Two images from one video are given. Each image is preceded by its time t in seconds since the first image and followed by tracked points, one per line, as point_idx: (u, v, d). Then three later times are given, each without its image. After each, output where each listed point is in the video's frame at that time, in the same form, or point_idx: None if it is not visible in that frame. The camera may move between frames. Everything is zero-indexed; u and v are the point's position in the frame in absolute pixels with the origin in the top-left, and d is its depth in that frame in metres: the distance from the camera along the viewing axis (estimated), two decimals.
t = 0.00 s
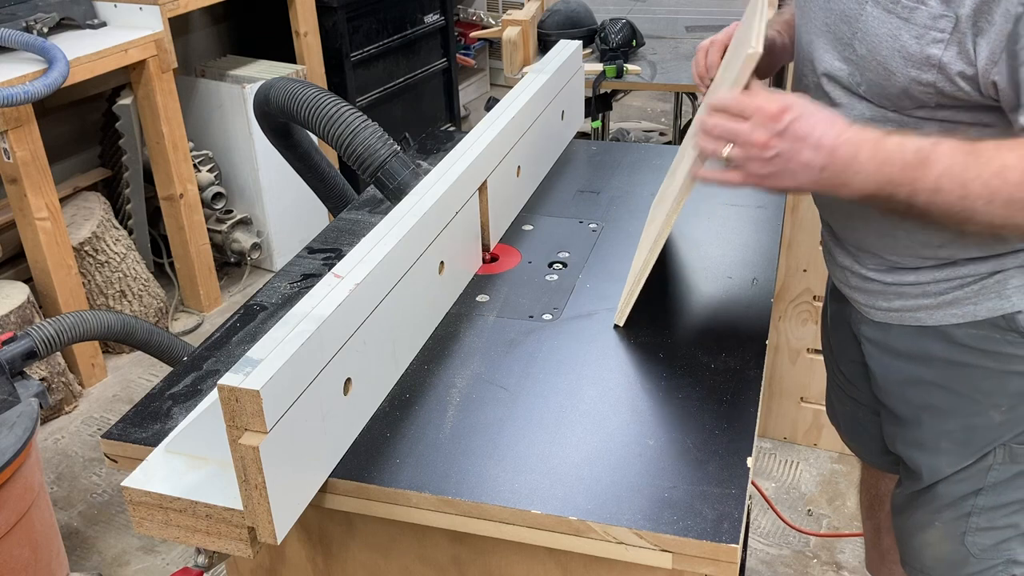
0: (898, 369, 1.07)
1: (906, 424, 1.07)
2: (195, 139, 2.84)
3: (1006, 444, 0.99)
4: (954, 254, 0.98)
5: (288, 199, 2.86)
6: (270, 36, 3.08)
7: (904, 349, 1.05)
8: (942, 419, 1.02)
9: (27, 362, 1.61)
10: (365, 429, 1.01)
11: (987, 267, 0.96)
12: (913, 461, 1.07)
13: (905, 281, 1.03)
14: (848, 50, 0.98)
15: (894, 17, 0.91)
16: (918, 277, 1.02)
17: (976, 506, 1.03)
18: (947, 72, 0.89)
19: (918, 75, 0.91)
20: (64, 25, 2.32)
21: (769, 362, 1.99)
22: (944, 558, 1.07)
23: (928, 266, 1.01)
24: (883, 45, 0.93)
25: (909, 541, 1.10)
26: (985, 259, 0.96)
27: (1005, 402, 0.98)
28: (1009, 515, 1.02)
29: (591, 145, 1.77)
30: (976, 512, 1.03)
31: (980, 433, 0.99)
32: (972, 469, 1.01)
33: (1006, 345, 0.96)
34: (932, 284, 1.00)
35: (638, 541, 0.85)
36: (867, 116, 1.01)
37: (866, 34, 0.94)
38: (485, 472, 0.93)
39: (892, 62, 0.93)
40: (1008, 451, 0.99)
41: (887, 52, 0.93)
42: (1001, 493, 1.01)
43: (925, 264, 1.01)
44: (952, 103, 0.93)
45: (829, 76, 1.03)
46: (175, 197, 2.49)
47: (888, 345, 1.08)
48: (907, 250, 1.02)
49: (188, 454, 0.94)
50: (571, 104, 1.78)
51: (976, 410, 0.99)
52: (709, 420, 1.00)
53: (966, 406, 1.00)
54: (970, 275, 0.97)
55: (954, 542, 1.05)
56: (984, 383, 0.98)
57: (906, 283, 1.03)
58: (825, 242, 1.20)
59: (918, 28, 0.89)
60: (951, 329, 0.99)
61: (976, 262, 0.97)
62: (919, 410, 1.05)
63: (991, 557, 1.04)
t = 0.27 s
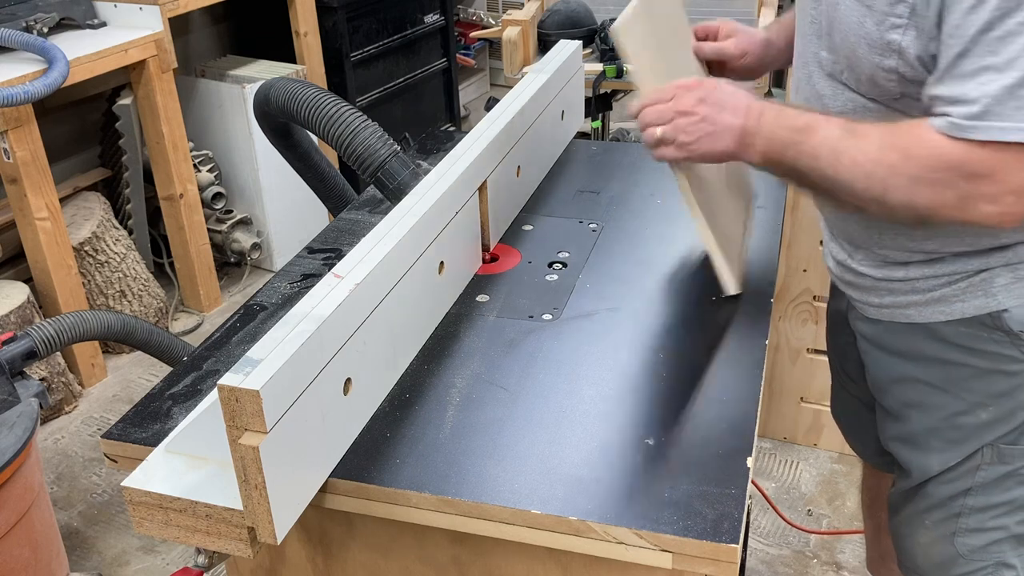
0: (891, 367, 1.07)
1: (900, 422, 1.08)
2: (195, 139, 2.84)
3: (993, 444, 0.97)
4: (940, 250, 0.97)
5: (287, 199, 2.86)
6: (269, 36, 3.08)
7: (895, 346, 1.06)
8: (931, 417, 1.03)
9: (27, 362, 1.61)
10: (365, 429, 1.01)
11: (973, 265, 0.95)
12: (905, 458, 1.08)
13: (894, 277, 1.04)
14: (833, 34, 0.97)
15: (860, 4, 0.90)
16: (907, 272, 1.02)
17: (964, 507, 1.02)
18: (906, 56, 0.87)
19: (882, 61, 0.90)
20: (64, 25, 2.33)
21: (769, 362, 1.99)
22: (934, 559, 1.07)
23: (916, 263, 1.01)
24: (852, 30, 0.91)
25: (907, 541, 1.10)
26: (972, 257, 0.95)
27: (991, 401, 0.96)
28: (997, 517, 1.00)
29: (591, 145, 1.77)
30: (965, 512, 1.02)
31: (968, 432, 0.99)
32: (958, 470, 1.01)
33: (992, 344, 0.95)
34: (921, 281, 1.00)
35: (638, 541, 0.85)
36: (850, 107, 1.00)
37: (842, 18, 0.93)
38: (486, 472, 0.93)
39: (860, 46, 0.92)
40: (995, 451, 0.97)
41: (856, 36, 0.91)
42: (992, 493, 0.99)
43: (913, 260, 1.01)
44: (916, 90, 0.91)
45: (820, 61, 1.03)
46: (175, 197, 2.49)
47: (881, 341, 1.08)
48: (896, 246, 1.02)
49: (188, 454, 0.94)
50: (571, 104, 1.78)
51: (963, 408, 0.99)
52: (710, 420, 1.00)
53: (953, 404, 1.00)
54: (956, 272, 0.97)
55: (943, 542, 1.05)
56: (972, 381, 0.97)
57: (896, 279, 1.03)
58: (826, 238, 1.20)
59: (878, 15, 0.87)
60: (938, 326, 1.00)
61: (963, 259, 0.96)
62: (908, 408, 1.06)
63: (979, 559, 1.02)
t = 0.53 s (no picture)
0: (887, 362, 1.08)
1: (897, 418, 1.08)
2: (195, 139, 2.84)
3: (981, 442, 0.98)
4: (928, 245, 0.99)
5: (287, 199, 2.86)
6: (269, 36, 3.08)
7: (891, 342, 1.07)
8: (925, 412, 1.04)
9: (27, 362, 1.61)
10: (364, 429, 1.01)
11: (958, 261, 0.97)
12: (901, 454, 1.09)
13: (887, 272, 1.04)
14: (818, 55, 1.03)
15: None
16: (898, 267, 1.03)
17: (957, 505, 1.02)
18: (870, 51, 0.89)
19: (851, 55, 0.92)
20: (64, 25, 2.33)
21: (769, 362, 1.99)
22: (927, 556, 1.07)
23: (906, 258, 1.02)
24: (831, 45, 0.96)
25: (903, 540, 1.11)
26: (958, 254, 0.97)
27: (978, 398, 0.98)
28: (986, 515, 1.00)
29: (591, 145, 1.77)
30: (956, 509, 1.02)
31: (958, 428, 1.00)
32: (951, 466, 1.02)
33: (978, 340, 0.96)
34: (911, 276, 1.01)
35: (637, 541, 0.85)
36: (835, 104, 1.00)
37: (819, 41, 0.99)
38: (485, 472, 0.93)
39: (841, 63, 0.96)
40: (983, 449, 0.98)
41: (834, 54, 0.97)
42: (982, 491, 1.00)
43: (903, 255, 1.02)
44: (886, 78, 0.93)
45: (810, 77, 1.08)
46: (175, 197, 2.49)
47: (877, 337, 1.09)
48: (887, 241, 1.02)
49: (188, 454, 0.94)
50: (570, 105, 1.78)
51: (953, 405, 1.00)
52: (711, 421, 1.00)
53: (944, 400, 1.01)
54: (942, 268, 0.98)
55: (936, 540, 1.05)
56: (961, 378, 0.99)
57: (888, 274, 1.04)
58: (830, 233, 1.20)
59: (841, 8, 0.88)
60: (929, 322, 1.00)
61: (947, 255, 0.98)
62: (903, 402, 1.07)
63: (969, 557, 1.02)
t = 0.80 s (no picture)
0: (887, 361, 1.09)
1: (898, 417, 1.09)
2: (195, 139, 2.84)
3: (979, 440, 0.98)
4: (923, 245, 0.99)
5: (288, 199, 2.86)
6: (269, 36, 3.08)
7: (891, 341, 1.07)
8: (924, 411, 1.04)
9: (27, 362, 1.61)
10: (365, 429, 1.01)
11: (952, 261, 0.97)
12: (901, 453, 1.09)
13: (882, 272, 1.05)
14: (806, 57, 1.04)
15: None
16: (894, 267, 1.03)
17: (956, 503, 1.02)
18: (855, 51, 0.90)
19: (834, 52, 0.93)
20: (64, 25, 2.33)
21: (769, 362, 1.99)
22: (926, 554, 1.06)
23: (901, 257, 1.02)
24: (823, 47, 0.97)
25: (902, 539, 1.10)
26: (952, 253, 0.97)
27: (974, 397, 0.98)
28: (985, 513, 1.00)
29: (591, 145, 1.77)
30: (955, 507, 1.02)
31: (956, 427, 1.00)
32: (949, 465, 1.02)
33: (974, 339, 0.97)
34: (907, 275, 1.02)
35: (638, 541, 0.85)
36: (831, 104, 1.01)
37: (806, 43, 1.00)
38: (485, 472, 0.93)
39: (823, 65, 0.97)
40: (981, 447, 0.98)
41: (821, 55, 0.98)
42: (980, 490, 1.00)
43: (899, 255, 1.02)
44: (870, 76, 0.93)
45: (799, 78, 1.09)
46: (175, 197, 2.49)
47: (877, 336, 1.09)
48: (883, 241, 1.03)
49: (188, 454, 0.94)
50: (571, 104, 1.78)
51: (950, 403, 1.01)
52: (711, 421, 1.00)
53: (942, 399, 1.01)
54: (937, 268, 0.98)
55: (934, 538, 1.05)
56: (957, 377, 0.99)
57: (884, 273, 1.04)
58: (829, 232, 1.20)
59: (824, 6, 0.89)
60: (925, 321, 1.01)
61: (942, 255, 0.98)
62: (903, 402, 1.07)
63: (969, 556, 1.02)
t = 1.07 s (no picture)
0: (885, 361, 1.09)
1: (896, 417, 1.09)
2: (195, 139, 2.84)
3: (975, 440, 0.98)
4: (919, 245, 0.99)
5: (287, 199, 2.86)
6: (269, 36, 3.08)
7: (888, 341, 1.07)
8: (921, 411, 1.04)
9: (27, 362, 1.61)
10: (365, 429, 1.01)
11: (947, 260, 0.97)
12: (898, 453, 1.09)
13: (880, 272, 1.05)
14: (798, 59, 1.03)
15: None
16: (891, 266, 1.03)
17: (953, 503, 1.02)
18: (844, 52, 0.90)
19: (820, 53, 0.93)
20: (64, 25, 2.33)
21: (769, 362, 1.99)
22: (923, 554, 1.06)
23: (898, 257, 1.03)
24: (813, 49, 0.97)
25: (900, 539, 1.10)
26: (948, 253, 0.97)
27: (970, 397, 0.98)
28: (983, 513, 1.00)
29: (591, 146, 1.77)
30: (953, 507, 1.02)
31: (953, 426, 1.00)
32: (947, 464, 1.02)
33: (971, 338, 0.97)
34: (903, 275, 1.02)
35: (639, 541, 0.85)
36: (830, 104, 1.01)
37: (797, 45, 1.00)
38: (485, 472, 0.93)
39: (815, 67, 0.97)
40: (978, 447, 0.98)
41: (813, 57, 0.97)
42: (978, 489, 1.00)
43: (896, 254, 1.03)
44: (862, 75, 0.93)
45: (793, 81, 1.08)
46: (175, 197, 2.49)
47: (874, 336, 1.10)
48: (879, 240, 1.03)
49: (188, 454, 0.94)
50: (571, 104, 1.78)
51: (947, 403, 1.01)
52: (711, 421, 1.00)
53: (939, 399, 1.02)
54: (933, 268, 0.99)
55: (932, 537, 1.05)
56: (954, 376, 0.99)
57: (881, 273, 1.05)
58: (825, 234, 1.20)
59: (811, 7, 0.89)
60: (922, 321, 1.01)
61: (937, 255, 0.98)
62: (901, 402, 1.07)
63: (966, 555, 1.02)
